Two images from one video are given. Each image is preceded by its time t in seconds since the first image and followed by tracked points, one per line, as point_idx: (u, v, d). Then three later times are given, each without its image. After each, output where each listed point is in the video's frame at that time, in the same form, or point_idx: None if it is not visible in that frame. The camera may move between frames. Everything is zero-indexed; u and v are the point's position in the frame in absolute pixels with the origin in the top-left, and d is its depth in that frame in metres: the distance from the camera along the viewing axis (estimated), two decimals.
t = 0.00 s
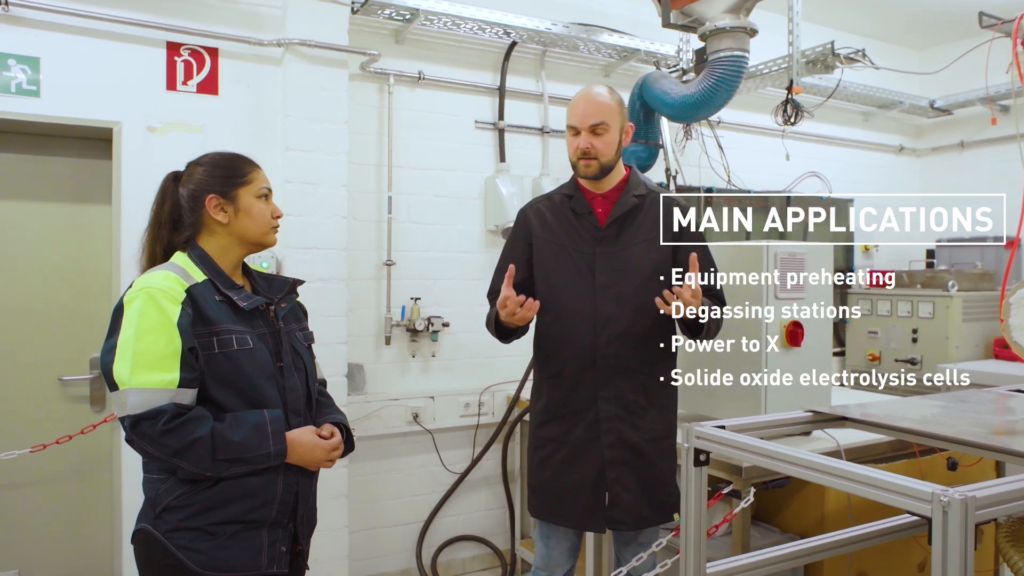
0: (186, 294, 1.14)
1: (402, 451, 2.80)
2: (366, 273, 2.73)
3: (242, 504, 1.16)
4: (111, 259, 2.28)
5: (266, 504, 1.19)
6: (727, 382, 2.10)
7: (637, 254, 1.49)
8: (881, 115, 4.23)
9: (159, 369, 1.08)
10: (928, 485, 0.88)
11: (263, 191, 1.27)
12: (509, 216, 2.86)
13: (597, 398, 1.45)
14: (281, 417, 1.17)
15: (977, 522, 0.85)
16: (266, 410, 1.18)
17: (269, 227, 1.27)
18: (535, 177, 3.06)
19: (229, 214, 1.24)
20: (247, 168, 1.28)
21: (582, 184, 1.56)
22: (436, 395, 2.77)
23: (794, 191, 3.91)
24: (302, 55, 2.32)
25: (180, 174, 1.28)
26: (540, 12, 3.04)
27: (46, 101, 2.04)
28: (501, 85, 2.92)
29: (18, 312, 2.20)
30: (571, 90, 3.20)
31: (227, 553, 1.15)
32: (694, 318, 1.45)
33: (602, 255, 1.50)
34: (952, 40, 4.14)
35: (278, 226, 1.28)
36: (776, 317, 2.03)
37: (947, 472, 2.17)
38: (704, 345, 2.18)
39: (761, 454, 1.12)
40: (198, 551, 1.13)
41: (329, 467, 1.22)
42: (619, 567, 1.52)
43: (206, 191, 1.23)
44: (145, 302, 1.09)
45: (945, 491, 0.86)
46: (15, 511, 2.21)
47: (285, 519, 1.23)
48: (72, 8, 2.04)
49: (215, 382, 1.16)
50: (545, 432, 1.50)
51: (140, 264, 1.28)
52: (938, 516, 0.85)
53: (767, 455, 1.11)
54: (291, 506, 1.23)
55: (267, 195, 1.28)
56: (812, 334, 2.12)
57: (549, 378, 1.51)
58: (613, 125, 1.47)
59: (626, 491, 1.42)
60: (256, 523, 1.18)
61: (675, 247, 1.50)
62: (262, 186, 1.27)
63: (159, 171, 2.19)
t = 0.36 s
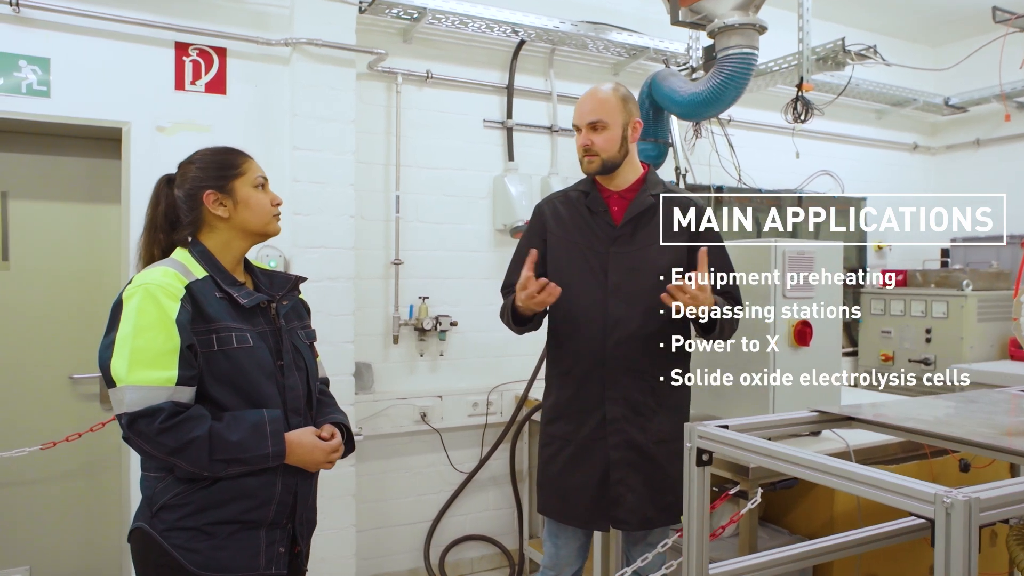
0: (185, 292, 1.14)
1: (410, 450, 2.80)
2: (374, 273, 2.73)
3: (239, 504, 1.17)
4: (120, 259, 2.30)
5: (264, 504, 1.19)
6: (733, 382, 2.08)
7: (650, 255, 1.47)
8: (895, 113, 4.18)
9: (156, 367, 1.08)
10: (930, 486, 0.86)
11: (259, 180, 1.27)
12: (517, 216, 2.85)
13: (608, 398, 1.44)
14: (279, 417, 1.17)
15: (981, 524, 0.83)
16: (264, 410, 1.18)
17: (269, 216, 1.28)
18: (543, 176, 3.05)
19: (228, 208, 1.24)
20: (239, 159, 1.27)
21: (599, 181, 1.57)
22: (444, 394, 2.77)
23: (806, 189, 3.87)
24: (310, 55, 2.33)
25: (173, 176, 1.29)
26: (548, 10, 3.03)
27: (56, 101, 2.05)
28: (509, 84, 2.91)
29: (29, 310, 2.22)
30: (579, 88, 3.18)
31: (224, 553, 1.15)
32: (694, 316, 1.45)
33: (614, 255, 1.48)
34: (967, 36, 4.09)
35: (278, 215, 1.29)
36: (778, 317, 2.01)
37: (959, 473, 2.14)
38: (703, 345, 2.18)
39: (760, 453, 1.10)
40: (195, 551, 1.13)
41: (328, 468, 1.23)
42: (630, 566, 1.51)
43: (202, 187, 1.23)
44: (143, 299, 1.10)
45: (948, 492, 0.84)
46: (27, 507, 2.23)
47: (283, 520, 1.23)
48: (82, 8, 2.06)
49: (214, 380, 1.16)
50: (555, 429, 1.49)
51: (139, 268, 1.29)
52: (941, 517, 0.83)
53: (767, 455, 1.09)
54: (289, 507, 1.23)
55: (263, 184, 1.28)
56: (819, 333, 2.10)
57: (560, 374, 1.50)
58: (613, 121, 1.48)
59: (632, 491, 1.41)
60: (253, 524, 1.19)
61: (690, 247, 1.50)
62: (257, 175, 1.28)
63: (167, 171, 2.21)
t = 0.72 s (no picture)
0: (177, 293, 1.14)
1: (412, 450, 2.79)
2: (376, 273, 2.72)
3: (233, 503, 1.16)
4: (121, 259, 2.31)
5: (258, 503, 1.18)
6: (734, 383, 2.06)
7: (644, 255, 1.45)
8: (903, 111, 4.13)
9: (148, 368, 1.08)
10: (920, 490, 0.84)
11: (254, 186, 1.26)
12: (519, 216, 2.84)
13: (603, 398, 1.42)
14: (272, 417, 1.16)
15: (974, 531, 0.81)
16: (257, 410, 1.18)
17: (262, 222, 1.27)
18: (546, 176, 3.03)
19: (221, 211, 1.23)
20: (238, 163, 1.27)
21: (596, 179, 1.55)
22: (446, 395, 2.76)
23: (813, 189, 3.83)
24: (309, 54, 2.33)
25: (173, 173, 1.28)
26: (551, 8, 3.01)
27: (57, 102, 2.06)
28: (512, 83, 2.90)
29: (31, 310, 2.23)
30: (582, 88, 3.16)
31: (218, 552, 1.15)
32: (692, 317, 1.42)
33: (610, 255, 1.46)
34: (977, 33, 4.03)
35: (271, 221, 1.28)
36: (778, 317, 1.99)
37: (965, 476, 2.12)
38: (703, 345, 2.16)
39: (748, 454, 1.08)
40: (188, 550, 1.13)
41: (322, 467, 1.22)
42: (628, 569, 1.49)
43: (197, 188, 1.22)
44: (134, 301, 1.09)
45: (939, 498, 0.82)
46: (29, 506, 2.24)
47: (278, 520, 1.23)
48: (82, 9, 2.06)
49: (205, 380, 1.16)
50: (549, 430, 1.49)
51: (132, 264, 1.28)
52: (932, 524, 0.81)
53: (755, 457, 1.07)
54: (283, 506, 1.23)
55: (259, 190, 1.27)
56: (821, 334, 2.07)
57: (557, 377, 1.49)
58: (607, 113, 1.48)
59: (629, 494, 1.40)
60: (247, 523, 1.18)
61: (688, 247, 1.48)
62: (253, 181, 1.27)
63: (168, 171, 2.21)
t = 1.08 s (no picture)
0: (161, 291, 1.11)
1: (409, 451, 2.76)
2: (373, 271, 2.69)
3: (217, 504, 1.13)
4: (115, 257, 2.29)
5: (243, 504, 1.15)
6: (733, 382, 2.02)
7: (635, 251, 1.40)
8: (911, 107, 4.07)
9: (130, 367, 1.05)
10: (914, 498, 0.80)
11: (249, 191, 1.22)
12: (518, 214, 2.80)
13: (588, 398, 1.39)
14: (256, 418, 1.13)
15: (977, 541, 0.77)
16: (241, 409, 1.14)
17: (252, 227, 1.23)
18: (545, 173, 2.99)
19: (211, 212, 1.19)
20: (236, 165, 1.23)
21: (587, 175, 1.51)
22: (444, 395, 2.73)
23: (818, 186, 3.78)
24: (304, 50, 2.30)
25: (171, 166, 1.25)
26: (552, 3, 2.97)
27: (47, 98, 2.04)
28: (511, 79, 2.86)
29: (25, 308, 2.22)
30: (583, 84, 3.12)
31: (202, 553, 1.12)
32: (692, 317, 1.41)
33: (598, 252, 1.42)
34: (987, 27, 3.96)
35: (262, 228, 1.24)
36: (778, 316, 1.94)
37: (972, 480, 2.09)
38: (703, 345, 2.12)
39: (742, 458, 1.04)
40: (171, 551, 1.10)
41: (308, 467, 1.19)
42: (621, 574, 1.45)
43: (190, 186, 1.19)
44: (118, 300, 1.06)
45: (941, 505, 0.77)
46: (22, 506, 2.22)
47: (264, 520, 1.19)
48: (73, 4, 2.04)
49: (190, 379, 1.12)
50: (536, 430, 1.46)
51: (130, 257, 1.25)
52: (933, 533, 0.77)
53: (750, 462, 1.03)
54: (270, 506, 1.19)
55: (253, 195, 1.23)
56: (823, 333, 2.03)
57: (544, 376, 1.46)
58: (592, 109, 1.43)
59: (623, 497, 1.36)
60: (232, 523, 1.15)
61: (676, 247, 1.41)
62: (249, 186, 1.22)
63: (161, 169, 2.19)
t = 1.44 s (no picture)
0: (147, 300, 1.07)
1: (411, 458, 2.72)
2: (373, 276, 2.66)
3: (200, 519, 1.09)
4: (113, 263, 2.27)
5: (228, 519, 1.11)
6: (736, 382, 2.02)
7: (618, 256, 1.36)
8: (924, 108, 3.98)
9: (115, 378, 1.01)
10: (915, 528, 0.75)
11: (226, 187, 1.20)
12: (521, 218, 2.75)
13: (568, 409, 1.36)
14: (243, 431, 1.09)
15: None
16: (229, 423, 1.11)
17: (239, 222, 1.20)
18: (549, 176, 2.95)
19: (194, 216, 1.17)
20: (206, 166, 1.21)
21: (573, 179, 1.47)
22: (445, 402, 2.69)
23: (829, 188, 3.70)
24: (301, 52, 2.27)
25: (143, 188, 1.23)
26: (555, 4, 2.93)
27: (42, 102, 2.03)
28: (513, 81, 2.82)
29: (22, 314, 2.21)
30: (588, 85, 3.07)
31: (185, 569, 1.07)
32: (692, 317, 1.30)
33: (581, 258, 1.39)
34: (1003, 25, 3.87)
35: (249, 221, 1.21)
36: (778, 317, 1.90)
37: (987, 494, 2.03)
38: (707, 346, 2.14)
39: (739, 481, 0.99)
40: (153, 567, 1.06)
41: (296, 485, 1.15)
42: None
43: (165, 196, 1.16)
44: (104, 310, 1.03)
45: (944, 540, 0.71)
46: (20, 513, 2.21)
47: (251, 536, 1.15)
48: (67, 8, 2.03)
49: (176, 391, 1.09)
50: (520, 440, 1.42)
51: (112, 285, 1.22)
52: (936, 569, 0.71)
53: (747, 485, 0.97)
54: (256, 521, 1.15)
55: (231, 190, 1.21)
56: (833, 338, 1.96)
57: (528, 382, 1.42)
58: (574, 113, 1.39)
59: (615, 513, 1.32)
60: (217, 539, 1.10)
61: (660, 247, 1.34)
62: (224, 182, 1.20)
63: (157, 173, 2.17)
